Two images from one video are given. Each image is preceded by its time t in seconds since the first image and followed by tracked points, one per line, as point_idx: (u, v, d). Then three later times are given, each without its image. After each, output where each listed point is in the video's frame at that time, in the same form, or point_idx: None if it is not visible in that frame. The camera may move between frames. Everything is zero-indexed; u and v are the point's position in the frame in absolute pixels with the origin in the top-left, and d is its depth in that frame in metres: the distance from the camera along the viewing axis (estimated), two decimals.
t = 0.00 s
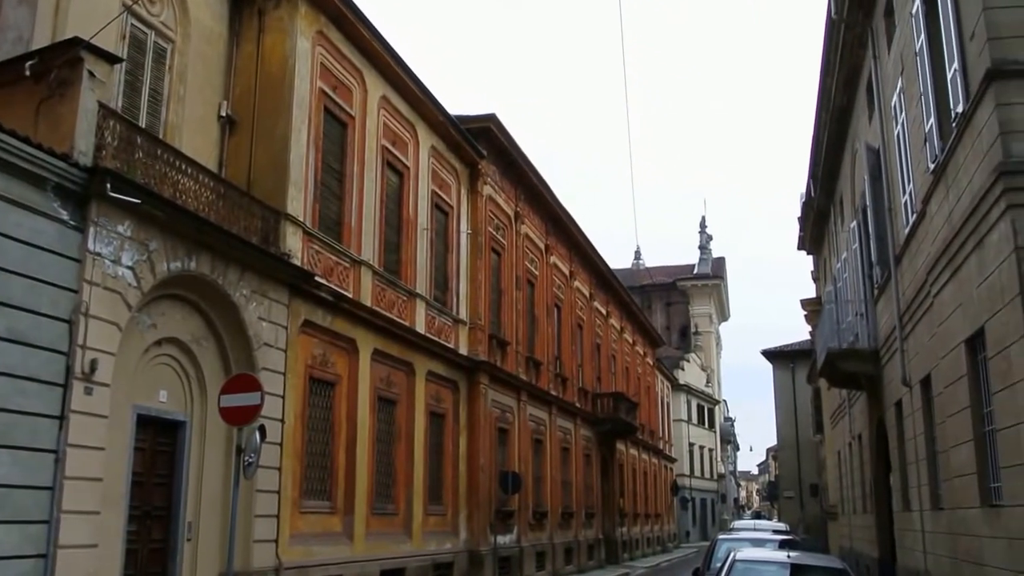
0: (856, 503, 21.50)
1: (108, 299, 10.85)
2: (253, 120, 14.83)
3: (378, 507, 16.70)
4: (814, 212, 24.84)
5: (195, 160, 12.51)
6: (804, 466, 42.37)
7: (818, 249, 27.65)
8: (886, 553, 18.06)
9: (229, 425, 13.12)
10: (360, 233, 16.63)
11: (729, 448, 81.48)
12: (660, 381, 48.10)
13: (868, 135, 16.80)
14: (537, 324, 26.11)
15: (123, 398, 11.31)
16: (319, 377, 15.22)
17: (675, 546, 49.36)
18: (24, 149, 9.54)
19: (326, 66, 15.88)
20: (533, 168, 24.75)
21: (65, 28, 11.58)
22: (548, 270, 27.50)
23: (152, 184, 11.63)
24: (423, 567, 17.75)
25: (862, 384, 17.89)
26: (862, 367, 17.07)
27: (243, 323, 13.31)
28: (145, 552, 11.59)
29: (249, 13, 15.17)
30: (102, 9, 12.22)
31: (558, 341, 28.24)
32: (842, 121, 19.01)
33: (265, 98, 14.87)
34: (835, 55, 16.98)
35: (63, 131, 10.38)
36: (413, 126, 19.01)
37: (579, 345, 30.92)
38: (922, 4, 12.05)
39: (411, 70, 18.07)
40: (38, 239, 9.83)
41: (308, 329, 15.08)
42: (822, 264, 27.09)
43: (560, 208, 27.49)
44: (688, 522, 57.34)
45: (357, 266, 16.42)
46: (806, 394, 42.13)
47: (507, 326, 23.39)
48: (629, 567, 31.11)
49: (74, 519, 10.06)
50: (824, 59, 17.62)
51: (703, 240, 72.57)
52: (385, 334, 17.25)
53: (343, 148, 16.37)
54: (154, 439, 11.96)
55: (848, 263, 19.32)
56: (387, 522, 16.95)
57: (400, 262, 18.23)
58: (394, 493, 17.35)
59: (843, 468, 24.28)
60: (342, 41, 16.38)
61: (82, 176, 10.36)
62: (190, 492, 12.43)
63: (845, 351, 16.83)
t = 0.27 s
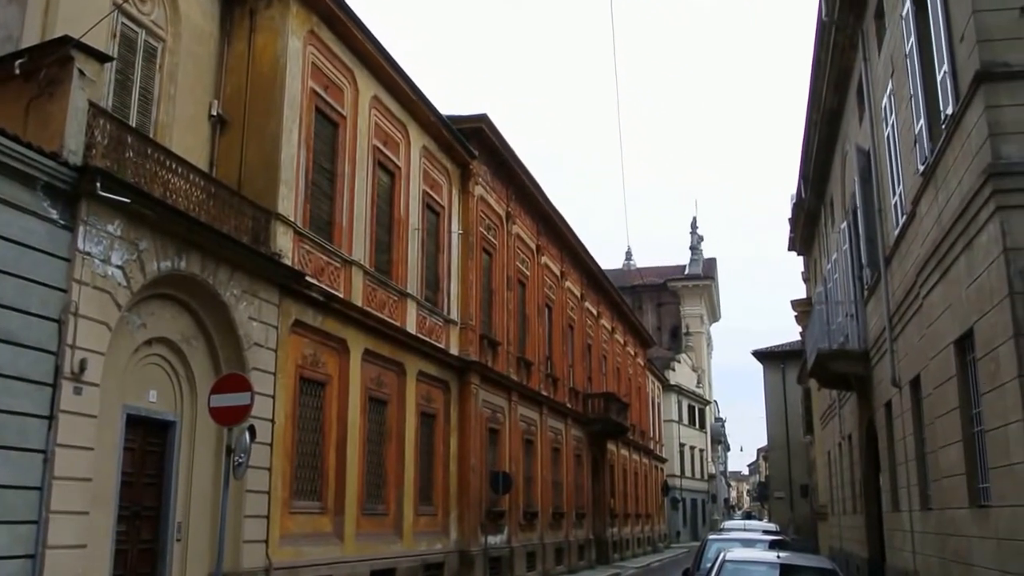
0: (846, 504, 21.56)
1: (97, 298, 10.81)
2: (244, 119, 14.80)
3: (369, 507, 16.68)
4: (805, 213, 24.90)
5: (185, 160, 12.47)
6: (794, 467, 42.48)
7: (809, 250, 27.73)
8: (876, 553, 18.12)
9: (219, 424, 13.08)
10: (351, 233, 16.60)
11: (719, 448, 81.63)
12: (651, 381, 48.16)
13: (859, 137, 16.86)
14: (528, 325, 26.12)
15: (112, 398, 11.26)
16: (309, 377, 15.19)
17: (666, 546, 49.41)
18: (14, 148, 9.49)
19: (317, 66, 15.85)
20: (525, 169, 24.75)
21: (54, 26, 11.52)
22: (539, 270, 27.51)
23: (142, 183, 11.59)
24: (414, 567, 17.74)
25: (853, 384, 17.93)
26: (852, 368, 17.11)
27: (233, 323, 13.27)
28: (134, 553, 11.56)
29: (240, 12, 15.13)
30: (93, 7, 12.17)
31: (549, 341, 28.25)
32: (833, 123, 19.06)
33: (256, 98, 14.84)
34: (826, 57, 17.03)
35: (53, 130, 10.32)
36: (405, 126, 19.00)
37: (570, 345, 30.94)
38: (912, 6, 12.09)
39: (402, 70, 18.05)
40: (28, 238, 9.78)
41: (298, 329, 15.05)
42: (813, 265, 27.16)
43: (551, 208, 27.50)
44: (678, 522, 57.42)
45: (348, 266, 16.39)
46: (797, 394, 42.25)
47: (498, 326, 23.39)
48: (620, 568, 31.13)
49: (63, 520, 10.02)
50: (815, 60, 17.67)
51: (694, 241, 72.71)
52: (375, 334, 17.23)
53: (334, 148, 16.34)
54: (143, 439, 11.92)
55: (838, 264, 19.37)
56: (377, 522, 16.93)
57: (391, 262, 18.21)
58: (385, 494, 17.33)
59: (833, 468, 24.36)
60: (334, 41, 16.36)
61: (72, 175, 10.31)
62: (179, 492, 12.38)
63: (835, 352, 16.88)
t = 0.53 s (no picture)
0: (836, 504, 21.63)
1: (87, 298, 10.77)
2: (235, 119, 14.77)
3: (359, 508, 16.66)
4: (795, 214, 24.98)
5: (176, 159, 12.44)
6: (785, 467, 42.60)
7: (799, 251, 27.82)
8: (865, 554, 18.18)
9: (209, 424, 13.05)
10: (342, 233, 16.59)
11: (710, 448, 81.80)
12: (642, 382, 48.21)
13: (849, 139, 16.91)
14: (519, 325, 26.13)
15: (101, 398, 11.23)
16: (300, 377, 15.17)
17: (657, 546, 49.48)
18: (4, 147, 9.44)
19: (308, 65, 15.83)
20: (516, 169, 24.75)
21: (44, 24, 11.47)
22: (530, 270, 27.52)
23: (133, 182, 11.56)
24: (404, 568, 17.73)
25: (843, 385, 17.98)
26: (841, 369, 17.17)
27: (223, 323, 13.25)
28: (123, 553, 11.52)
29: (231, 11, 15.10)
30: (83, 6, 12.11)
31: (540, 342, 28.25)
32: (824, 124, 19.11)
33: (247, 97, 14.81)
34: (817, 58, 17.07)
35: (42, 128, 10.28)
36: (396, 126, 18.98)
37: (561, 345, 30.97)
38: (902, 8, 12.12)
39: (394, 70, 18.04)
40: (17, 237, 9.73)
41: (289, 329, 15.02)
42: (803, 266, 27.23)
43: (543, 209, 27.51)
44: (669, 522, 57.50)
45: (339, 266, 16.38)
46: (787, 395, 42.37)
47: (489, 326, 23.40)
48: (611, 568, 31.18)
49: (51, 520, 9.99)
50: (806, 61, 17.71)
51: (685, 242, 72.85)
52: (366, 334, 17.21)
53: (325, 147, 16.32)
54: (133, 439, 11.89)
55: (829, 265, 19.43)
56: (368, 523, 16.91)
57: (382, 262, 18.20)
58: (375, 494, 17.32)
59: (823, 469, 24.43)
60: (325, 40, 16.34)
61: (61, 174, 10.27)
62: (169, 493, 12.35)
63: (825, 353, 16.93)
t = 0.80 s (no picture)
0: (826, 505, 21.69)
1: (76, 297, 10.73)
2: (226, 118, 14.73)
3: (350, 508, 16.64)
4: (786, 215, 25.05)
5: (166, 158, 12.40)
6: (775, 467, 42.71)
7: (790, 252, 27.90)
8: (854, 554, 18.23)
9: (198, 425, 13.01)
10: (333, 233, 16.56)
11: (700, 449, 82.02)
12: (632, 382, 48.25)
13: (839, 140, 16.95)
14: (510, 325, 26.13)
15: (91, 398, 11.19)
16: (290, 377, 15.14)
17: (647, 547, 49.52)
18: None
19: (300, 65, 15.80)
20: (508, 169, 24.74)
21: (34, 22, 11.41)
22: (521, 271, 27.52)
23: (122, 181, 11.52)
24: (394, 568, 17.71)
25: (832, 386, 18.03)
26: (831, 370, 17.22)
27: (214, 323, 13.21)
28: (112, 553, 11.47)
29: (222, 10, 15.06)
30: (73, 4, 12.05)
31: (531, 342, 28.27)
32: (814, 126, 19.16)
33: (238, 96, 14.77)
34: (808, 59, 17.11)
35: (32, 127, 10.22)
36: (387, 126, 18.96)
37: (552, 345, 30.98)
38: (893, 10, 12.16)
39: (385, 70, 18.02)
40: (6, 236, 9.68)
41: (279, 329, 14.99)
42: (794, 267, 27.32)
43: (534, 209, 27.51)
44: (660, 522, 57.56)
45: (330, 266, 16.35)
46: (777, 395, 42.48)
47: (481, 326, 23.39)
48: (601, 568, 31.20)
49: (40, 520, 9.94)
50: (797, 63, 17.76)
51: (676, 243, 72.97)
52: (357, 334, 17.18)
53: (316, 147, 16.29)
54: (122, 439, 11.85)
55: (819, 266, 19.48)
56: (358, 523, 16.89)
57: (373, 262, 18.18)
58: (366, 494, 17.30)
59: (813, 469, 24.50)
60: (316, 40, 16.31)
61: (51, 173, 10.22)
62: (159, 493, 12.31)
63: (815, 354, 16.98)
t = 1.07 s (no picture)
0: (815, 505, 21.75)
1: (66, 297, 10.70)
2: (217, 118, 14.68)
3: (340, 508, 16.61)
4: (777, 216, 25.12)
5: (156, 158, 12.36)
6: (765, 468, 42.82)
7: (780, 253, 27.99)
8: (844, 554, 18.28)
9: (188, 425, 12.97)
10: (324, 233, 16.54)
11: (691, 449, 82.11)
12: (623, 383, 48.31)
13: (830, 141, 17.00)
14: (502, 326, 26.13)
15: (80, 398, 11.14)
16: (280, 377, 15.11)
17: (638, 547, 49.58)
18: None
19: (291, 64, 15.77)
20: (499, 169, 24.74)
21: (24, 21, 11.31)
22: (513, 271, 27.53)
23: (112, 180, 11.47)
24: (385, 568, 17.70)
25: (822, 386, 18.08)
26: (821, 371, 17.27)
27: (204, 323, 13.18)
28: (101, 553, 11.44)
29: (213, 9, 14.96)
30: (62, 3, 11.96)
31: (522, 342, 28.26)
32: (805, 127, 19.20)
33: (229, 96, 14.73)
34: (799, 61, 17.16)
35: (21, 125, 10.16)
36: (379, 125, 18.94)
37: (543, 346, 31.00)
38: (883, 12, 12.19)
39: (376, 69, 18.00)
40: None
41: (269, 329, 14.95)
42: (784, 268, 27.40)
43: (526, 209, 27.50)
44: (651, 523, 57.63)
45: (321, 266, 16.33)
46: (768, 396, 42.60)
47: (472, 326, 23.39)
48: (592, 568, 31.23)
49: (28, 520, 9.90)
50: (788, 64, 17.79)
51: (667, 243, 73.14)
52: (347, 334, 17.15)
53: (307, 147, 16.27)
54: (111, 439, 11.81)
55: (809, 267, 19.54)
56: (349, 523, 16.87)
57: (364, 262, 18.16)
58: (356, 494, 17.28)
59: (803, 470, 24.58)
60: (308, 39, 16.28)
61: (40, 172, 10.18)
62: (148, 493, 12.28)
63: (805, 354, 17.03)
